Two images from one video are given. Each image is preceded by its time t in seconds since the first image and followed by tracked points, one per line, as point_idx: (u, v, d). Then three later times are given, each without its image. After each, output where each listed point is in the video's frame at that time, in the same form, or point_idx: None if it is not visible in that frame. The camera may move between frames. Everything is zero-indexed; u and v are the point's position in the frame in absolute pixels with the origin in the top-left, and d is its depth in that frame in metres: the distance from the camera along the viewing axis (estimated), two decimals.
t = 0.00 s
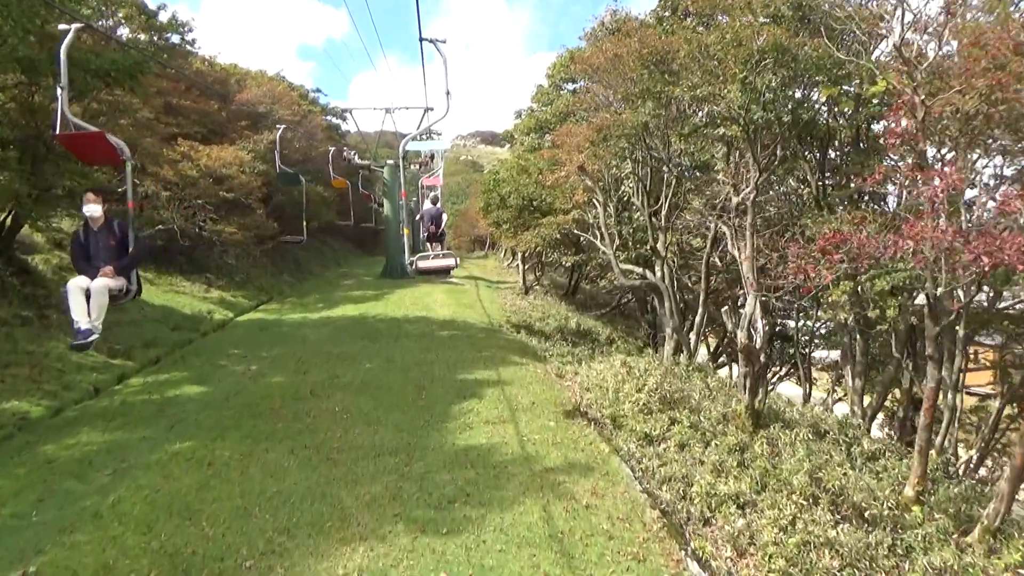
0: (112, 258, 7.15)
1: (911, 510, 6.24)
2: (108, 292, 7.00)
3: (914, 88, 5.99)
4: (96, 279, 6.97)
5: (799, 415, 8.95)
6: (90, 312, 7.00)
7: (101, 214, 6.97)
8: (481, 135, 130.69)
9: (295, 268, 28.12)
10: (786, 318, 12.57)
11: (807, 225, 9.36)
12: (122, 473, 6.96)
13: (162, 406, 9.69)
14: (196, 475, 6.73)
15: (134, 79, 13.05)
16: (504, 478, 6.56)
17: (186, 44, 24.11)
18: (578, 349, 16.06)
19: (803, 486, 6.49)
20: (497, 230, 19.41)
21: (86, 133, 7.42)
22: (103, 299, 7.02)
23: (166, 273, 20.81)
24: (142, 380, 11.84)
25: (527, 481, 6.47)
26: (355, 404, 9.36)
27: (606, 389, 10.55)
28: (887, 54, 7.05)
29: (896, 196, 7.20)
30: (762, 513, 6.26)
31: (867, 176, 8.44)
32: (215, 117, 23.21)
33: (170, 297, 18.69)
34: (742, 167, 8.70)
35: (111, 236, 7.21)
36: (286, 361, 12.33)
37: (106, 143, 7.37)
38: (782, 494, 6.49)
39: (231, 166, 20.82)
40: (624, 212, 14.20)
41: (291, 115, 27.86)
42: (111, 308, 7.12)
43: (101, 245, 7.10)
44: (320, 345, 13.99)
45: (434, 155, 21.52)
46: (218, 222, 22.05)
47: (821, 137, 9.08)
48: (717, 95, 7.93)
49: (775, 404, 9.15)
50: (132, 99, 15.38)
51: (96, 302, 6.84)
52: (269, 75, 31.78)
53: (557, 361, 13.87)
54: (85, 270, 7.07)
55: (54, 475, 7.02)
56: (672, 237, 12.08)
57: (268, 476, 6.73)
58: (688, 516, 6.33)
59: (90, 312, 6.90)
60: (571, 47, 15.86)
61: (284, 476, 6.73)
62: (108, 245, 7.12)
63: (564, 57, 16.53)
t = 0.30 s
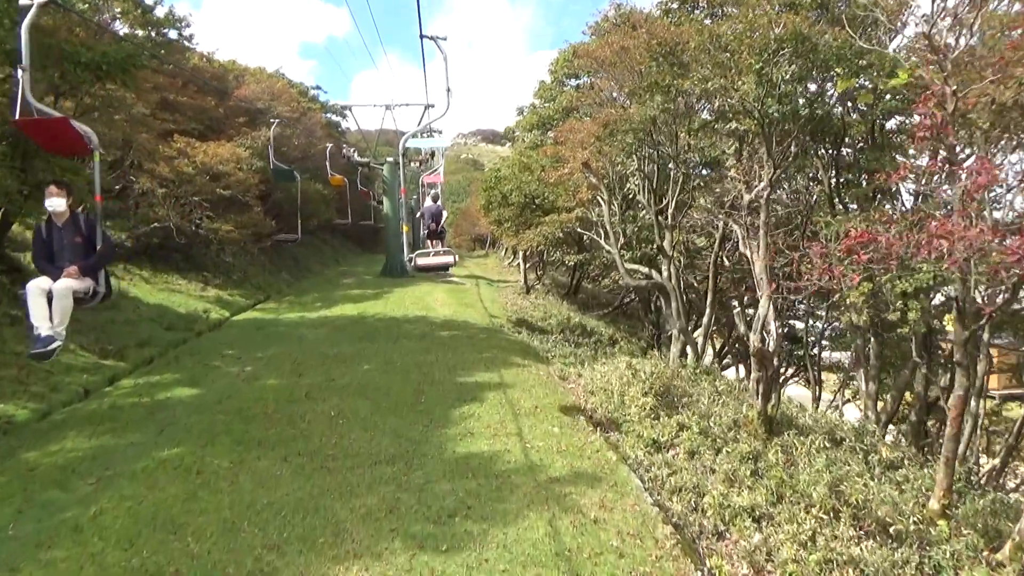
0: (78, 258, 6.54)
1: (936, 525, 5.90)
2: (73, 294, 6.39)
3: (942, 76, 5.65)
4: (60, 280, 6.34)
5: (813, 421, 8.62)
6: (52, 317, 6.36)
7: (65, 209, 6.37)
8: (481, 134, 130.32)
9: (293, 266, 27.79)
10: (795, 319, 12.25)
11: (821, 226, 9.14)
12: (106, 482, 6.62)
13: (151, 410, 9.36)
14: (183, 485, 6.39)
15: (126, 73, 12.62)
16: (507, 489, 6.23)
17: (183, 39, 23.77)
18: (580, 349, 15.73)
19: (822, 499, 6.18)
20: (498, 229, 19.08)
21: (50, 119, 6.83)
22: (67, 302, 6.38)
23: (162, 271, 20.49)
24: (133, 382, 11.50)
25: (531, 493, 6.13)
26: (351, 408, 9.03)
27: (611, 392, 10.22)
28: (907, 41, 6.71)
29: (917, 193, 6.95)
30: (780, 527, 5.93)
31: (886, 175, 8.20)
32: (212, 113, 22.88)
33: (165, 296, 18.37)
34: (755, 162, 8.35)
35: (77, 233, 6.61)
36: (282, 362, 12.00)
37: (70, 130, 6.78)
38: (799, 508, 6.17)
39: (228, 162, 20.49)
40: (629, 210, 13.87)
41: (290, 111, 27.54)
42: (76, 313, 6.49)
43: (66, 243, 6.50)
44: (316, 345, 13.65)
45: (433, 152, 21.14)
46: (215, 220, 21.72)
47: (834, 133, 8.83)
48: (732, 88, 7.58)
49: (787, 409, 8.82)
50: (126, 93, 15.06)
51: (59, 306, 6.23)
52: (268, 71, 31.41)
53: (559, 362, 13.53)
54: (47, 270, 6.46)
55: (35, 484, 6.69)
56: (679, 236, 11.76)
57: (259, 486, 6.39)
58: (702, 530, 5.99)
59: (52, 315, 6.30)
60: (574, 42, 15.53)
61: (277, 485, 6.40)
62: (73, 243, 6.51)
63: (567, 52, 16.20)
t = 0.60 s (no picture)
0: (36, 256, 6.12)
1: (965, 544, 5.57)
2: (30, 297, 5.94)
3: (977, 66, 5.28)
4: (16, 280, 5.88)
5: (828, 429, 8.29)
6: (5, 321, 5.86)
7: (25, 204, 6.00)
8: (483, 132, 129.93)
9: (293, 264, 27.48)
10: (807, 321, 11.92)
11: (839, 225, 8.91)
12: (89, 493, 6.30)
13: (141, 414, 9.06)
14: (169, 496, 6.07)
15: (119, 66, 12.09)
16: (511, 503, 5.89)
17: (182, 34, 23.46)
18: (584, 350, 15.43)
19: (845, 516, 5.86)
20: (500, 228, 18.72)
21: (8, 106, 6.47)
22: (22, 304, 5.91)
23: (159, 268, 20.19)
24: (125, 383, 11.20)
25: (536, 507, 5.79)
26: (349, 413, 8.70)
27: (617, 397, 9.88)
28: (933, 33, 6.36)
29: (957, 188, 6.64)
30: (799, 546, 5.61)
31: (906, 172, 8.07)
32: (212, 109, 22.58)
33: (161, 294, 18.07)
34: (771, 159, 8.01)
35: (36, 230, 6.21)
36: (278, 363, 11.68)
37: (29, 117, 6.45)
38: (819, 525, 5.84)
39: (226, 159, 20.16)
40: (635, 209, 13.54)
41: (290, 108, 27.24)
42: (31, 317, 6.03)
43: (25, 240, 6.09)
44: (314, 346, 13.32)
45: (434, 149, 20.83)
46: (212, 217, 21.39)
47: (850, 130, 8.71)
48: (747, 80, 7.24)
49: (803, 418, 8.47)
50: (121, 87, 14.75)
51: (15, 311, 5.74)
52: (268, 67, 31.10)
53: (563, 365, 13.20)
54: (2, 271, 6.00)
55: (16, 493, 6.39)
56: (687, 235, 11.43)
57: (249, 498, 6.08)
58: (716, 549, 5.68)
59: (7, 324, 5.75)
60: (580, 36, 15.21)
61: (268, 497, 6.08)
62: (32, 241, 6.12)
63: (572, 47, 15.87)
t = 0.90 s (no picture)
0: None
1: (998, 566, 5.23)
2: None
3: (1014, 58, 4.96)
4: None
5: (843, 438, 7.95)
6: None
7: None
8: (484, 131, 129.58)
9: (291, 263, 27.16)
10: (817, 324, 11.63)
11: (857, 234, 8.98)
12: (68, 507, 5.98)
13: (129, 420, 8.74)
14: (152, 512, 5.75)
15: (111, 59, 11.39)
16: (514, 520, 5.56)
17: (179, 29, 23.12)
18: (586, 352, 15.12)
19: (869, 535, 5.53)
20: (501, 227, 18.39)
21: None
22: None
23: (155, 267, 19.85)
24: (115, 386, 10.88)
25: (541, 525, 5.46)
26: (345, 419, 8.39)
27: (622, 403, 9.56)
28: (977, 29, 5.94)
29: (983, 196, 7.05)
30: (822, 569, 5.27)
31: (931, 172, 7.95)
32: (209, 105, 22.25)
33: (156, 293, 17.73)
34: (786, 157, 7.69)
35: None
36: (273, 366, 11.36)
37: None
38: (842, 545, 5.52)
39: (223, 156, 19.83)
40: (641, 208, 13.23)
41: (289, 105, 26.92)
42: None
43: None
44: (311, 348, 12.98)
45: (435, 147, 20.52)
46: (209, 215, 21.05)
47: (866, 127, 8.46)
48: (763, 74, 6.89)
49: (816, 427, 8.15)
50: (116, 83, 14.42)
51: None
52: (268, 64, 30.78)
53: (565, 368, 12.87)
54: None
55: None
56: (695, 235, 11.12)
57: (237, 514, 5.75)
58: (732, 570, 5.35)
59: None
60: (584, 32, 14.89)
61: (257, 512, 5.76)
62: None
63: (576, 43, 15.55)
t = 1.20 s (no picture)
0: None
1: None
2: None
3: None
4: None
5: (861, 447, 7.62)
6: None
7: None
8: (485, 130, 129.25)
9: (290, 263, 26.84)
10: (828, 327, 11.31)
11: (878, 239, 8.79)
12: (47, 521, 5.64)
13: (117, 426, 8.40)
14: (135, 528, 5.42)
15: (103, 53, 10.90)
16: (519, 538, 5.22)
17: (176, 25, 22.77)
18: (590, 354, 14.79)
19: (898, 555, 5.20)
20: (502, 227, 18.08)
21: None
22: None
23: (151, 266, 19.53)
24: (104, 390, 10.53)
25: (548, 544, 5.13)
26: (341, 426, 8.06)
27: (629, 409, 9.23)
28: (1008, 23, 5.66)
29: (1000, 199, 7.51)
30: None
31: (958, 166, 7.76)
32: (206, 102, 21.92)
33: (152, 293, 17.40)
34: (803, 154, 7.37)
35: None
36: (269, 369, 11.02)
37: None
38: (867, 565, 5.20)
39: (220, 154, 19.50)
40: (647, 207, 12.91)
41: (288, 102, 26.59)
42: None
43: None
44: (309, 350, 12.67)
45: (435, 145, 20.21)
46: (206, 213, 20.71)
47: (884, 123, 8.17)
48: (780, 64, 6.62)
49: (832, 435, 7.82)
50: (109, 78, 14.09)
51: None
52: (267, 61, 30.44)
53: (568, 371, 12.53)
54: None
55: None
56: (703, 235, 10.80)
57: (225, 529, 5.43)
58: None
59: None
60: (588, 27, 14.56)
61: (246, 528, 5.43)
62: None
63: (580, 38, 15.21)
